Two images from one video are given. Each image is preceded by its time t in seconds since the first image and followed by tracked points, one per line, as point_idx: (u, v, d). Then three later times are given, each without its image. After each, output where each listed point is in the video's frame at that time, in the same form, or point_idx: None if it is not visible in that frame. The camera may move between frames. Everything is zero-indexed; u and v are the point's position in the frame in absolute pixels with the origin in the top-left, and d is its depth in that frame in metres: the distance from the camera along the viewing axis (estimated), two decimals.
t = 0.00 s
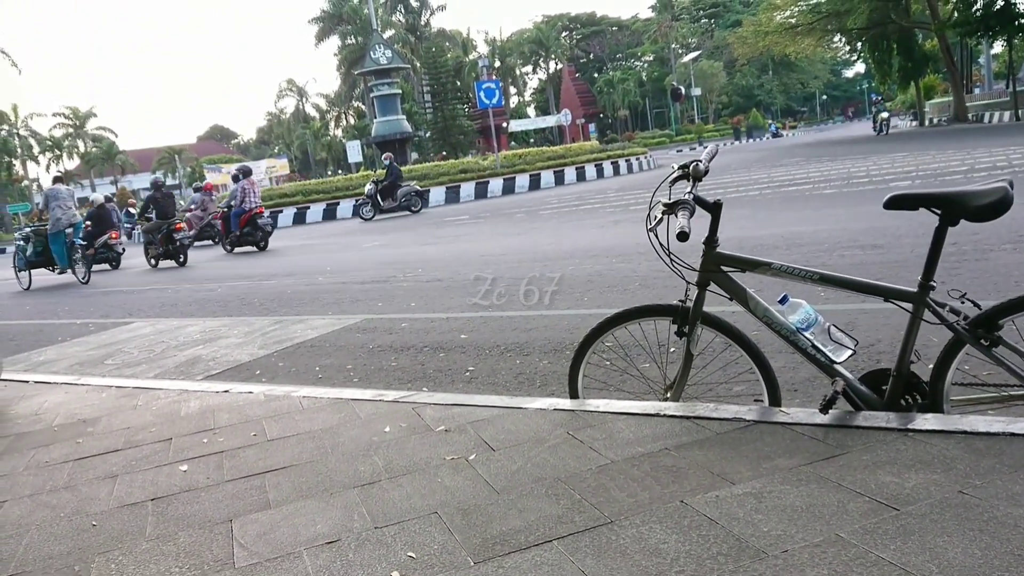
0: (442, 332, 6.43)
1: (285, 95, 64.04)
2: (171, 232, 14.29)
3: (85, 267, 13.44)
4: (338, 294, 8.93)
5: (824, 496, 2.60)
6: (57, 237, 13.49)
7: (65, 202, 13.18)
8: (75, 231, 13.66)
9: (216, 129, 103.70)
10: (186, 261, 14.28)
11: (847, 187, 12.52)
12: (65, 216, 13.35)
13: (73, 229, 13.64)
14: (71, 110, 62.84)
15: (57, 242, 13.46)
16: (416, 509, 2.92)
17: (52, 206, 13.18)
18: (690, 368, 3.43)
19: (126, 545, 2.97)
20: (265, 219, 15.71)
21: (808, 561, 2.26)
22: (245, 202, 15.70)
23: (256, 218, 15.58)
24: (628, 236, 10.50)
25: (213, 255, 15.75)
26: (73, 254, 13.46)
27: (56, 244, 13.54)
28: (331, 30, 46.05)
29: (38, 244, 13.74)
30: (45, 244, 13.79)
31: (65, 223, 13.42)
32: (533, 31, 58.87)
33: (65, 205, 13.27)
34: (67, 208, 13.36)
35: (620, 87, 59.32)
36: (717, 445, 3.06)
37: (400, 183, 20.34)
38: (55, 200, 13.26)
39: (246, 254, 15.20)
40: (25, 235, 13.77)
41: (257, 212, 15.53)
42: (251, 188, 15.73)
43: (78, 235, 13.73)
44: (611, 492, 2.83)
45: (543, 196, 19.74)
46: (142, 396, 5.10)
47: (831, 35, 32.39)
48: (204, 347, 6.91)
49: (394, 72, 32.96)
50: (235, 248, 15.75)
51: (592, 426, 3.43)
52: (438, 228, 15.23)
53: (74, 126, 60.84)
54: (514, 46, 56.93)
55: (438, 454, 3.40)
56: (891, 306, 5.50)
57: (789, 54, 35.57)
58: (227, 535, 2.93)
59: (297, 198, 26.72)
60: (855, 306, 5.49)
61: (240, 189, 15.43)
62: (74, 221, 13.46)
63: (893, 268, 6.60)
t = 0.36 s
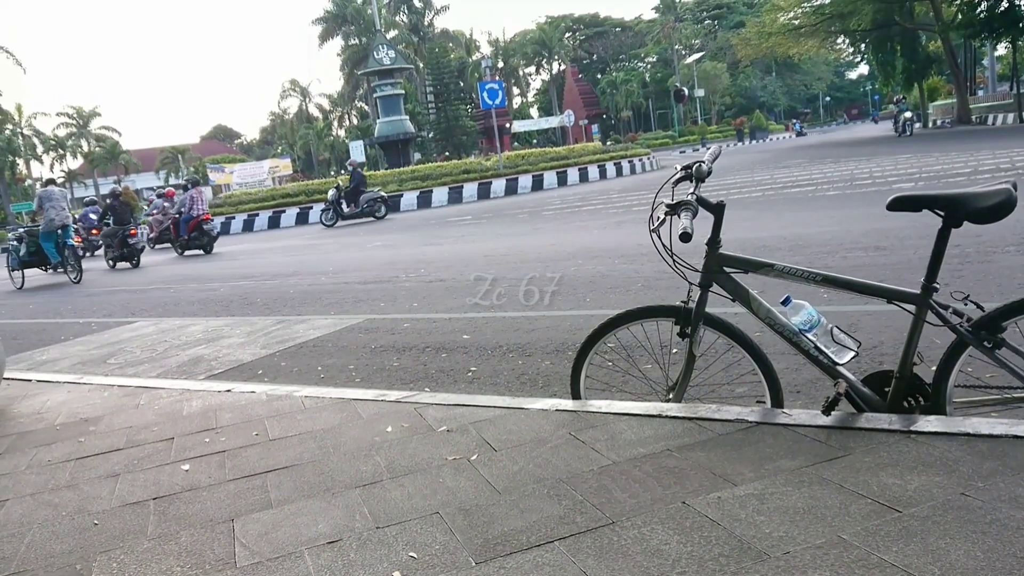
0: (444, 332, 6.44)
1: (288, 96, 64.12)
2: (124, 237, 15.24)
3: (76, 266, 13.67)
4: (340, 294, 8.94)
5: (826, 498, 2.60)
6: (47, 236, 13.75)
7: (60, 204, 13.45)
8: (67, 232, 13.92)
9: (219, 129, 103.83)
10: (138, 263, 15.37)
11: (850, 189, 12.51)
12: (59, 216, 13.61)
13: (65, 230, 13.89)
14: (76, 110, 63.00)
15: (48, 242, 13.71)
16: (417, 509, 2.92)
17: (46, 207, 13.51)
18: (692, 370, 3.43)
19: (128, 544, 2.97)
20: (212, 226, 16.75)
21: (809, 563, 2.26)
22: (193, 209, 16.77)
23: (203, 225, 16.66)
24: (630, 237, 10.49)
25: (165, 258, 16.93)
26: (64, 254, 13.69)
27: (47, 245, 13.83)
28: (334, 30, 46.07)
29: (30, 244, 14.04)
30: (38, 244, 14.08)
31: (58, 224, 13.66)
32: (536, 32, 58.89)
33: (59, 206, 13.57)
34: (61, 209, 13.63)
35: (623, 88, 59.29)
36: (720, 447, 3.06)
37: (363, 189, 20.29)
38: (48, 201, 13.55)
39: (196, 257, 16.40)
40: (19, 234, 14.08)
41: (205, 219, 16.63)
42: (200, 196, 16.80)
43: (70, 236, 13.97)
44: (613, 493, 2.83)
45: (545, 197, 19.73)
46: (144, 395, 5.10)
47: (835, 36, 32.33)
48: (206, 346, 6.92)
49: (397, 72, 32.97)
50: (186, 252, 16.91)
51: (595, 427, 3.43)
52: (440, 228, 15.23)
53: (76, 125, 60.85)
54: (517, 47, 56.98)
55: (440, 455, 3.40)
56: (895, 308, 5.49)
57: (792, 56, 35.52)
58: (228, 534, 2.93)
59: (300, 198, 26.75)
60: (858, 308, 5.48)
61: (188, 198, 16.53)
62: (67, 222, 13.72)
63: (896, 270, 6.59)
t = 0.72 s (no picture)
0: (441, 337, 6.44)
1: (286, 100, 64.20)
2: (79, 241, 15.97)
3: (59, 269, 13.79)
4: (337, 298, 8.93)
5: (822, 505, 2.60)
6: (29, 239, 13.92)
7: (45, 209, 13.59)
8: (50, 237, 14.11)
9: (218, 133, 103.89)
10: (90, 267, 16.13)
11: (848, 196, 12.53)
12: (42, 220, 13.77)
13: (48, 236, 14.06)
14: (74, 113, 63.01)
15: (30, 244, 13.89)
16: (413, 515, 2.91)
17: (32, 212, 13.68)
18: (689, 376, 3.43)
19: (123, 548, 2.96)
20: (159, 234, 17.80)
21: (805, 569, 2.26)
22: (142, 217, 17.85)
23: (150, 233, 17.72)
24: (627, 243, 10.50)
25: (119, 264, 17.99)
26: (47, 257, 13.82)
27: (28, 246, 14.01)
28: (333, 35, 46.16)
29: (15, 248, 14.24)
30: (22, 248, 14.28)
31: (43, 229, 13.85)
32: (535, 38, 59.02)
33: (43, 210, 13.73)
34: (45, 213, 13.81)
35: (621, 94, 59.41)
36: (716, 453, 3.06)
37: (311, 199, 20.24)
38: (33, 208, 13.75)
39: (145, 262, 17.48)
40: (3, 240, 14.33)
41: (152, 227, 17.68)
42: (150, 206, 17.81)
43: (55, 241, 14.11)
44: (609, 499, 2.83)
45: (542, 202, 19.75)
46: (141, 399, 5.09)
47: (832, 43, 32.42)
48: (203, 351, 6.90)
49: (395, 77, 33.01)
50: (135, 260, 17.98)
51: (591, 432, 3.43)
52: (438, 233, 15.23)
53: (75, 128, 60.87)
54: (515, 53, 57.14)
55: (436, 460, 3.40)
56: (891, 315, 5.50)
57: (790, 63, 35.60)
58: (224, 539, 2.93)
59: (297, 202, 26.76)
60: (855, 315, 5.49)
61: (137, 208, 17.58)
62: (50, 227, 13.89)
63: (893, 276, 6.61)
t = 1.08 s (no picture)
0: (437, 341, 6.43)
1: (282, 103, 64.20)
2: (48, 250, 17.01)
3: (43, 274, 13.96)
4: (333, 302, 8.92)
5: (818, 509, 2.60)
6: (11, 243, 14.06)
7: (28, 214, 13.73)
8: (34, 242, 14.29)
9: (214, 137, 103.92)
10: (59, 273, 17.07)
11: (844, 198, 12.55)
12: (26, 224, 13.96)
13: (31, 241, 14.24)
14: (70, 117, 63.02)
15: (13, 248, 14.08)
16: (410, 519, 2.91)
17: (16, 218, 14.16)
18: (685, 379, 3.44)
19: (119, 554, 2.95)
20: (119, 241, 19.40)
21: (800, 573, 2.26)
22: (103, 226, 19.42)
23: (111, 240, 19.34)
24: (623, 246, 10.51)
25: (115, 269, 17.97)
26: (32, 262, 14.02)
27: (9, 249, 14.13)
28: (329, 38, 46.19)
29: None
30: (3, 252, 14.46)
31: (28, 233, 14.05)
32: (531, 41, 59.10)
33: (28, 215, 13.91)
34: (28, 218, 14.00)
35: (617, 97, 59.59)
36: (713, 456, 3.07)
37: (247, 210, 20.05)
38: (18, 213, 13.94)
39: (101, 268, 19.20)
40: None
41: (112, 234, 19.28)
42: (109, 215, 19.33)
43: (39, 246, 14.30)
44: (606, 503, 2.83)
45: (539, 206, 19.75)
46: (137, 403, 5.09)
47: (828, 47, 32.48)
48: (199, 355, 6.90)
49: (391, 81, 33.02)
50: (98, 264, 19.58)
51: (587, 436, 3.43)
52: (433, 237, 15.23)
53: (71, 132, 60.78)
54: (511, 56, 57.21)
55: (433, 464, 3.40)
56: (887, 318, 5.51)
57: (786, 66, 35.66)
58: (220, 544, 2.92)
59: (294, 205, 26.73)
60: (851, 318, 5.50)
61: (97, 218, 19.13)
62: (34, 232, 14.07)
63: (889, 280, 6.61)
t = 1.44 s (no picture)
0: (429, 345, 6.42)
1: (274, 107, 64.10)
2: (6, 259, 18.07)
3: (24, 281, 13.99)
4: (324, 306, 8.89)
5: (810, 511, 2.61)
6: None
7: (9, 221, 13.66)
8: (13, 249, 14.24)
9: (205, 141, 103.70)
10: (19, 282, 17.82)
11: (835, 201, 12.60)
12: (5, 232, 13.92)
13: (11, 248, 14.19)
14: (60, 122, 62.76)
15: None
16: (402, 523, 2.91)
17: None
18: (677, 381, 3.44)
19: (109, 560, 2.94)
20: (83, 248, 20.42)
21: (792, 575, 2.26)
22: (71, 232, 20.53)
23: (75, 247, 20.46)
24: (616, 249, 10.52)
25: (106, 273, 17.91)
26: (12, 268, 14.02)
27: None
28: (321, 42, 46.17)
29: None
30: None
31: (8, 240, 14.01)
32: (523, 45, 59.20)
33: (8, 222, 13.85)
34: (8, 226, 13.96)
35: (609, 100, 59.76)
36: (706, 458, 3.07)
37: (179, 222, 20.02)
38: None
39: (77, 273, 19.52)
40: None
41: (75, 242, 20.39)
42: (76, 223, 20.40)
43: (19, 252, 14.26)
44: (598, 507, 2.82)
45: (531, 209, 19.76)
46: (127, 408, 5.06)
47: (818, 50, 32.64)
48: (190, 359, 6.87)
49: (383, 85, 33.01)
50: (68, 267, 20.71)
51: (580, 439, 3.43)
52: (426, 240, 15.21)
53: (61, 137, 60.52)
54: (504, 60, 57.28)
55: (426, 468, 3.39)
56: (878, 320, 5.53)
57: (776, 69, 35.81)
58: (211, 550, 2.90)
59: (286, 209, 26.67)
60: (842, 319, 5.52)
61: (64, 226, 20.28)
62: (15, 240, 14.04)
63: (879, 282, 6.64)
